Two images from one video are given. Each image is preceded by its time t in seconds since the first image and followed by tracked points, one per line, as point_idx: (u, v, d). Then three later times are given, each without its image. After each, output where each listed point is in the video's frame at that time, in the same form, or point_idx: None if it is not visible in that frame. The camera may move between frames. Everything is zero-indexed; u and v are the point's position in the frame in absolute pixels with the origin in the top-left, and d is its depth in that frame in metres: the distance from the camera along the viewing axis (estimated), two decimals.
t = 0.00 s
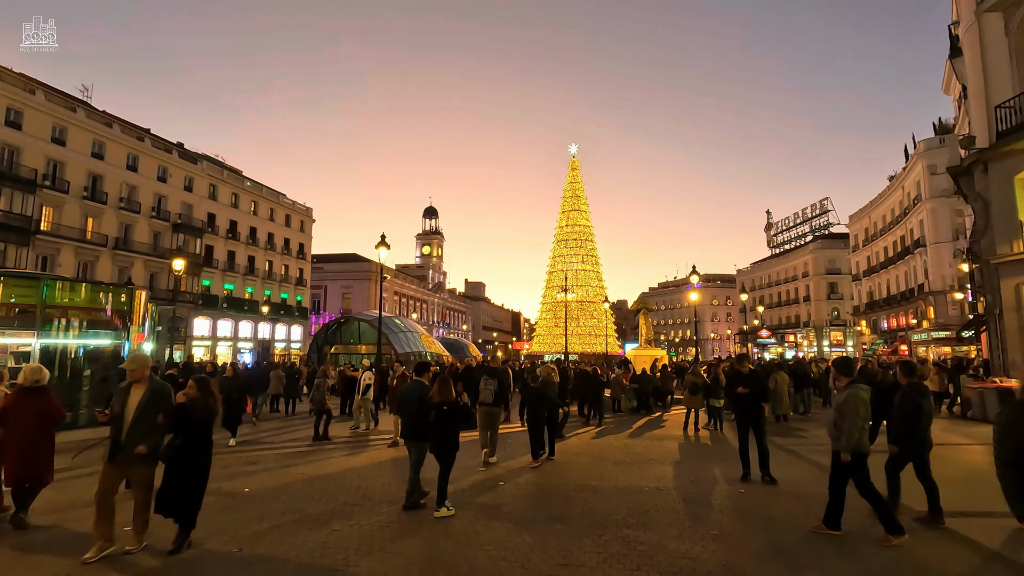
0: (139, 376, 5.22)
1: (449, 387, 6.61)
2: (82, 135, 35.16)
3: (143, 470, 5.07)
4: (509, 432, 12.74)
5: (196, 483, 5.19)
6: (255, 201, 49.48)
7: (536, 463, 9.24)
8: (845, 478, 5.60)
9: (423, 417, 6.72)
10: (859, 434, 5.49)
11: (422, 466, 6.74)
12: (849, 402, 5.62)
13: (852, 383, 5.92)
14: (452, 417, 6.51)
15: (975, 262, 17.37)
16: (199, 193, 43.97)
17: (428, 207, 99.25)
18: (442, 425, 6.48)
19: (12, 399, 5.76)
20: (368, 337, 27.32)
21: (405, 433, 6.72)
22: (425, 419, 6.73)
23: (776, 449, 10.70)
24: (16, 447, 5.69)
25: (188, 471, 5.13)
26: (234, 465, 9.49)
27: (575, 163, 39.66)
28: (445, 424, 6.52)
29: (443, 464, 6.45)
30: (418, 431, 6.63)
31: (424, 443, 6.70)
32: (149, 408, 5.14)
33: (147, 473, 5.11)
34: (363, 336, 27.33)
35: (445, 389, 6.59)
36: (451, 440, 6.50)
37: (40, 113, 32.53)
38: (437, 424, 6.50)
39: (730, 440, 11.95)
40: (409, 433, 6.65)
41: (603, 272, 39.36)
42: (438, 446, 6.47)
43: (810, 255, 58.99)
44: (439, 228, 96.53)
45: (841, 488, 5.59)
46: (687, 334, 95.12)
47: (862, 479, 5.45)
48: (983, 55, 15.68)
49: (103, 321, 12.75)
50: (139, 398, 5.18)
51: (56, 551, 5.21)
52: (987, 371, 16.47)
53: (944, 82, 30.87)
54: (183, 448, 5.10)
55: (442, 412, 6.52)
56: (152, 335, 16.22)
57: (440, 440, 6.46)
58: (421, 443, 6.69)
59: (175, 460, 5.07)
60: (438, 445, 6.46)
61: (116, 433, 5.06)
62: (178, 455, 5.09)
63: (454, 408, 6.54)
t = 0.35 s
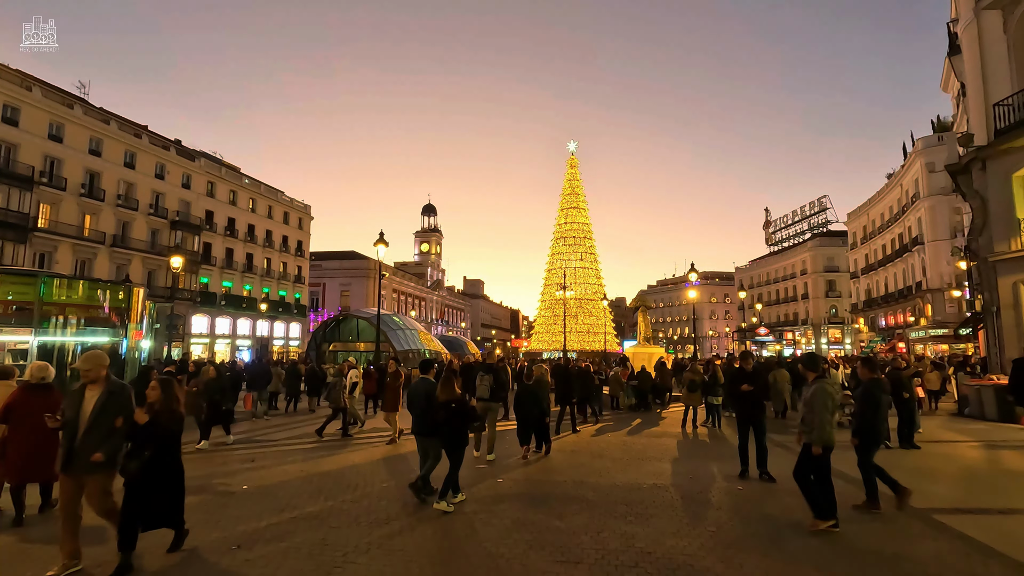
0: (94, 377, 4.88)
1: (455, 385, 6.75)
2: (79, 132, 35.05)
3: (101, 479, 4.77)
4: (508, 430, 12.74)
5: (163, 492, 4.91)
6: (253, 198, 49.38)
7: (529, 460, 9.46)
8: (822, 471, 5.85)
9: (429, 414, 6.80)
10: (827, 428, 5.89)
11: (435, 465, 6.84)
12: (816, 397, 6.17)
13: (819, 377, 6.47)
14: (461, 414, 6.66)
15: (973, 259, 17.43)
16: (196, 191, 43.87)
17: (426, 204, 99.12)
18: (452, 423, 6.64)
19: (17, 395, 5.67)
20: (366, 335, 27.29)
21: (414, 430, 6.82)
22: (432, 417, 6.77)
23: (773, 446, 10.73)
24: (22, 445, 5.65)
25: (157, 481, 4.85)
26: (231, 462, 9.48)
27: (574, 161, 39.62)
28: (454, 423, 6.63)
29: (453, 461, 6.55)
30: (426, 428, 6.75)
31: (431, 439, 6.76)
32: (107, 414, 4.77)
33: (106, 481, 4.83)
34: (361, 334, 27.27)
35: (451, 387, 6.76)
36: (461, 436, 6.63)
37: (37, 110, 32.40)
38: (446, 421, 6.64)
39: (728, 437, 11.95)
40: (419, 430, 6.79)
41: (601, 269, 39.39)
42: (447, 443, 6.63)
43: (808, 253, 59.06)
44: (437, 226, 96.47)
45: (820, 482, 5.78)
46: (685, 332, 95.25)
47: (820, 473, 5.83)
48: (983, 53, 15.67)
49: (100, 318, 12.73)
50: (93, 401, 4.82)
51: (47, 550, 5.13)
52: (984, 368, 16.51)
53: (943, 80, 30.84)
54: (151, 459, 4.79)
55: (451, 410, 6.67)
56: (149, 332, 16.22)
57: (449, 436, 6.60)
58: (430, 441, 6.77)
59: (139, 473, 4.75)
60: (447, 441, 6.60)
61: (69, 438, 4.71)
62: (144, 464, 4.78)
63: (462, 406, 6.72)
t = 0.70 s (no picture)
0: (54, 378, 4.64)
1: (461, 379, 6.89)
2: (77, 129, 34.95)
3: (58, 491, 4.26)
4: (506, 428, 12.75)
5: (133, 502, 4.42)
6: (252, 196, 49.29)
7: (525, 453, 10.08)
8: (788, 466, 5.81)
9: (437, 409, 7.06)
10: (791, 424, 5.79)
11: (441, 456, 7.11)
12: (781, 392, 6.01)
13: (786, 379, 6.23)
14: (467, 409, 6.91)
15: (971, 257, 17.45)
16: (195, 188, 43.77)
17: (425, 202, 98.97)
18: (458, 416, 6.89)
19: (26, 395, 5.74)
20: (365, 333, 27.28)
21: (420, 424, 7.04)
22: (440, 411, 7.04)
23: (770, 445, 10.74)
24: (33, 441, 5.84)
25: (122, 488, 4.43)
26: (230, 460, 9.49)
27: (573, 159, 39.61)
28: (462, 416, 6.89)
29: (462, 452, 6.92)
30: (433, 423, 6.98)
31: (438, 432, 7.00)
32: (66, 417, 4.45)
33: (65, 494, 4.32)
34: (359, 332, 27.23)
35: (458, 382, 6.90)
36: (467, 430, 6.94)
37: (35, 107, 32.30)
38: (453, 414, 6.89)
39: (725, 435, 11.95)
40: (428, 423, 7.00)
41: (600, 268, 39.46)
42: (454, 436, 6.94)
43: (807, 251, 59.11)
44: (436, 224, 96.38)
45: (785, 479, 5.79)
46: (683, 330, 95.31)
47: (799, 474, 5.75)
48: (982, 51, 15.65)
49: (98, 316, 12.74)
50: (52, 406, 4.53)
51: (43, 553, 5.08)
52: (982, 366, 16.54)
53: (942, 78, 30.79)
54: (113, 462, 4.39)
55: (458, 404, 6.92)
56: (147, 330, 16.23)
57: (457, 429, 6.90)
58: (436, 434, 6.99)
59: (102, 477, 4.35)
60: (456, 434, 6.91)
61: (27, 446, 4.58)
62: (108, 469, 4.38)
63: (468, 399, 6.97)
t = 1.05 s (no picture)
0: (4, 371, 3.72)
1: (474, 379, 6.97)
2: (75, 127, 34.89)
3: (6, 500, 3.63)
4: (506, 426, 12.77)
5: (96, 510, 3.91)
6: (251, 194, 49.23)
7: (518, 446, 10.35)
8: (752, 457, 6.03)
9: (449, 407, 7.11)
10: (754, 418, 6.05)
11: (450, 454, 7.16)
12: (748, 386, 6.19)
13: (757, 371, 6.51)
14: (480, 408, 6.96)
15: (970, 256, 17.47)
16: (193, 186, 43.72)
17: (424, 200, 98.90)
18: (470, 416, 6.96)
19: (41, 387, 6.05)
20: (365, 331, 27.29)
21: (433, 421, 7.05)
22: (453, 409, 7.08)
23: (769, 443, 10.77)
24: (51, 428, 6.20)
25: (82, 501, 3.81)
26: (229, 458, 9.48)
27: (572, 157, 39.62)
28: (475, 415, 6.96)
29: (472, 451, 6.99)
30: (447, 420, 6.99)
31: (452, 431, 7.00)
32: (21, 418, 3.68)
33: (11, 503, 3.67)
34: (359, 330, 27.23)
35: (470, 382, 6.97)
36: (478, 428, 7.02)
37: (33, 105, 32.22)
38: (466, 414, 6.95)
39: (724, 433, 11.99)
40: (441, 420, 7.01)
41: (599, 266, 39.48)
42: (467, 434, 6.98)
43: (806, 249, 59.18)
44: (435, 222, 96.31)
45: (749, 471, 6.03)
46: (682, 328, 95.39)
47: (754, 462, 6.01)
48: (981, 50, 15.65)
49: (97, 314, 12.74)
50: None
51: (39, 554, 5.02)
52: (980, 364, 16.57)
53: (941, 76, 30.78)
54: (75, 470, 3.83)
55: (471, 404, 6.98)
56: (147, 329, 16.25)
57: (469, 428, 6.96)
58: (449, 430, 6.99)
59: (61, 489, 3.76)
60: (468, 433, 6.95)
61: None
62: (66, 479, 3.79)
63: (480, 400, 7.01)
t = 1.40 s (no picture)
0: None
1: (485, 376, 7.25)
2: (73, 126, 34.82)
3: None
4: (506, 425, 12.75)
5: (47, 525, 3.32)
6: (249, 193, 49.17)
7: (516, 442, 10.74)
8: (721, 455, 6.15)
9: (463, 403, 7.46)
10: (725, 417, 6.09)
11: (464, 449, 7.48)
12: (719, 385, 6.32)
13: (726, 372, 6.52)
14: (490, 403, 7.20)
15: (968, 255, 17.52)
16: (192, 185, 43.66)
17: (423, 200, 98.79)
18: (481, 411, 7.18)
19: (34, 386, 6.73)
20: (363, 330, 27.24)
21: (447, 417, 7.51)
22: (465, 404, 7.44)
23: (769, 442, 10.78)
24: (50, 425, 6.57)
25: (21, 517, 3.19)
26: (228, 457, 9.44)
27: (571, 156, 39.61)
28: (484, 411, 7.18)
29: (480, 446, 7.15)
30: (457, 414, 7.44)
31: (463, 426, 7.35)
32: None
33: None
34: (358, 329, 27.18)
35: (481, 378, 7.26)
36: (489, 425, 7.17)
37: (30, 104, 32.13)
38: (477, 409, 7.18)
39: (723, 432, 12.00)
40: (454, 416, 7.46)
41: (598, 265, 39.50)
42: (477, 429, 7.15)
43: (805, 249, 59.24)
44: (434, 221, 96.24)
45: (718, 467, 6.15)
46: (681, 328, 95.51)
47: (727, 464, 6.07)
48: (980, 50, 15.67)
49: (96, 314, 12.71)
50: None
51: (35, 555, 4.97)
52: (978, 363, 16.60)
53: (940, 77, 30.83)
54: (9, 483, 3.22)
55: (482, 399, 7.22)
56: (146, 328, 16.21)
57: (478, 423, 7.16)
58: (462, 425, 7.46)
59: None
60: (478, 427, 7.14)
61: None
62: None
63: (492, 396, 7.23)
